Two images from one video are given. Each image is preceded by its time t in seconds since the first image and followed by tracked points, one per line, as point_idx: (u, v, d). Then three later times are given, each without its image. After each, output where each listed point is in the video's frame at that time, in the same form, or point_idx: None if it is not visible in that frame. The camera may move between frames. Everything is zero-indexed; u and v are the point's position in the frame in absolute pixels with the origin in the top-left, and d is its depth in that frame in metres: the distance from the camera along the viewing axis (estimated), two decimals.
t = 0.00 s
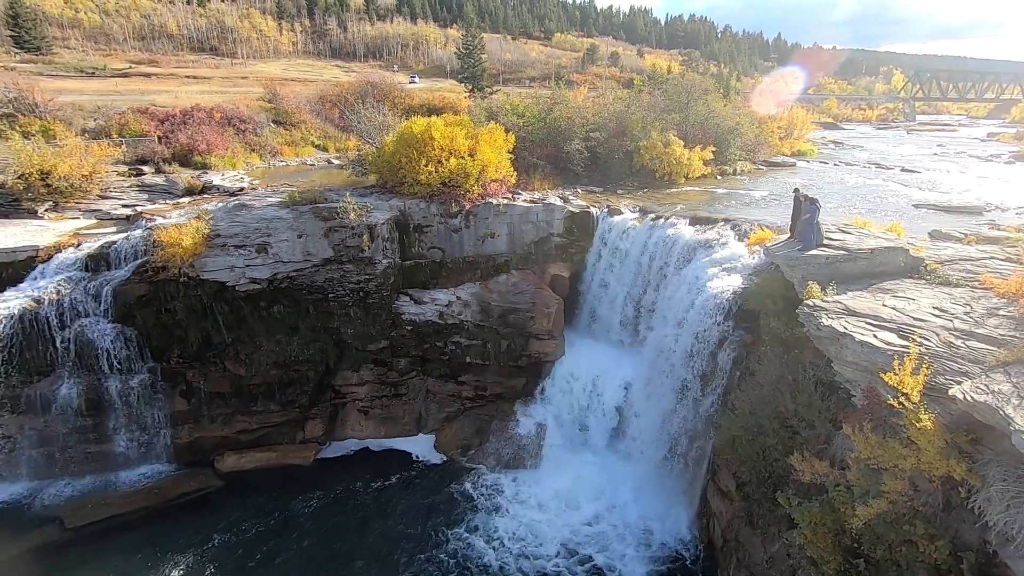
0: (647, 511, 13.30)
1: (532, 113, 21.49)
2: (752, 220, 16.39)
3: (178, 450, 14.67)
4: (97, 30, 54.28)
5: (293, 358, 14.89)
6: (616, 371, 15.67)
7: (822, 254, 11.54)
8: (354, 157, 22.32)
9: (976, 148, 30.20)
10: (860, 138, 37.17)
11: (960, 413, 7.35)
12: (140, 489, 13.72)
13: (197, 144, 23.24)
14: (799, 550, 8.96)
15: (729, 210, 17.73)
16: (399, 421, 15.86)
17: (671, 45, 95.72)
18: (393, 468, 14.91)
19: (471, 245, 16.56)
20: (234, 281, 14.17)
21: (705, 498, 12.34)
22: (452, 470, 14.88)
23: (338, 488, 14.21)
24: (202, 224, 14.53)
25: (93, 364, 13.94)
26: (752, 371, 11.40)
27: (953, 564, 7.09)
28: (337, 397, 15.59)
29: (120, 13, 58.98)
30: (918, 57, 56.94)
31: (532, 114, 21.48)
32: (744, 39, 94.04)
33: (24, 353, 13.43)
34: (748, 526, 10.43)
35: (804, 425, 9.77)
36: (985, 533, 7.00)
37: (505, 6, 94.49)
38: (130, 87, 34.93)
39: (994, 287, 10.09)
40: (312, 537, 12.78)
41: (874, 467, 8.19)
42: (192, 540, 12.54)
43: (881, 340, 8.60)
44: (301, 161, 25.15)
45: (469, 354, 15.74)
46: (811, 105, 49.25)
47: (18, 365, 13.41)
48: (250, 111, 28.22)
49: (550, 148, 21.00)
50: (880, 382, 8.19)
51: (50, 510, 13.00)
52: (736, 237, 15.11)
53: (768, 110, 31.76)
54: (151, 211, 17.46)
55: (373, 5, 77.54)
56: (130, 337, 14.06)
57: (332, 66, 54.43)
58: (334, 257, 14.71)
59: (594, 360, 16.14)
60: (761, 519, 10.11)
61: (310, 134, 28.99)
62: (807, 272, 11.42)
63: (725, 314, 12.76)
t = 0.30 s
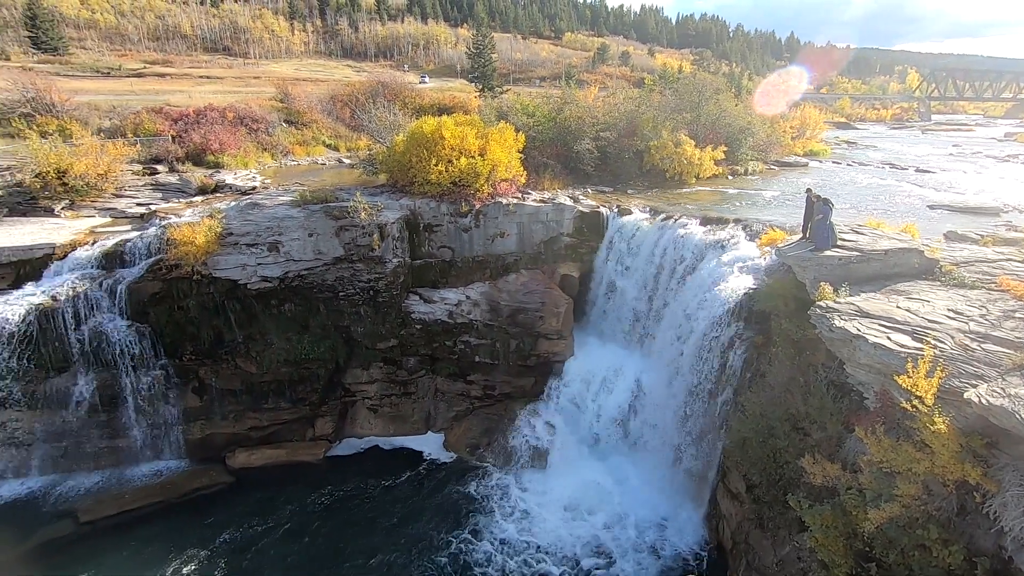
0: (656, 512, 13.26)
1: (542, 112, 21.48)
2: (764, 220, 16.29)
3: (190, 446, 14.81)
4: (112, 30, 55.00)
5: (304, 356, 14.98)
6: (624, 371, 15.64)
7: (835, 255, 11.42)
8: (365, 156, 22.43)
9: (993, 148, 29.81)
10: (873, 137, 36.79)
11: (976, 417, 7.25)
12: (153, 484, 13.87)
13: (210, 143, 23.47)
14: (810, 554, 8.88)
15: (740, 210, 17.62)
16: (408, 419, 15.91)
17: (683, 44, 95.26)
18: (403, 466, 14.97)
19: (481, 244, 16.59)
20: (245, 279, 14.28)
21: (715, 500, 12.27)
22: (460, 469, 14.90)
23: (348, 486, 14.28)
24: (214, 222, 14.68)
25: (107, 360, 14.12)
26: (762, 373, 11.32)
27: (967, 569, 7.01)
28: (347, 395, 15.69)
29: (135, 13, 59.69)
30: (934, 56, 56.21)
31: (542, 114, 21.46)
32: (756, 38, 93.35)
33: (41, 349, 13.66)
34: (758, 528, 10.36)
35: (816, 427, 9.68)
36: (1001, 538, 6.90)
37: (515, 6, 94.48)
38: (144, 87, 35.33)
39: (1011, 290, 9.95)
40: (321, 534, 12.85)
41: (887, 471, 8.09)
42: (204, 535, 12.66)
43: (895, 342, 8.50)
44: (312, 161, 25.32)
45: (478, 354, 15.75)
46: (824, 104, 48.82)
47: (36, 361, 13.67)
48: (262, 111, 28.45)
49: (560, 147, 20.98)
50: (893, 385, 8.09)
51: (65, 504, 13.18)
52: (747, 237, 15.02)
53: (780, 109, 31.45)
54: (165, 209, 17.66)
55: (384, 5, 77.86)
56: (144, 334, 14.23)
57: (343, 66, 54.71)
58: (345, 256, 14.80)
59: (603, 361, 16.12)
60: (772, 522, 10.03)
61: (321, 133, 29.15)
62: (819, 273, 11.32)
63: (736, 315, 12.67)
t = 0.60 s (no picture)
0: (663, 513, 13.22)
1: (552, 112, 21.44)
2: (776, 220, 16.16)
3: (200, 442, 14.94)
4: (127, 30, 55.69)
5: (314, 354, 15.07)
6: (633, 372, 15.59)
7: (848, 257, 11.32)
8: (375, 155, 22.53)
9: (1011, 149, 29.35)
10: (888, 138, 36.33)
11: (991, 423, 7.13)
12: (164, 479, 14.01)
13: (222, 142, 23.68)
14: (820, 557, 8.80)
15: (751, 210, 17.51)
16: (416, 418, 15.96)
17: (694, 43, 94.65)
18: (411, 464, 15.01)
19: (490, 243, 16.60)
20: (257, 277, 14.41)
21: (724, 502, 12.20)
22: (468, 468, 14.92)
23: (356, 483, 14.35)
24: (226, 220, 14.82)
25: (120, 356, 14.30)
26: (773, 375, 11.21)
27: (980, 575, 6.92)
28: (356, 393, 15.77)
29: (150, 14, 60.40)
30: (951, 55, 55.43)
31: (552, 113, 21.43)
32: (768, 37, 92.60)
33: (56, 345, 13.85)
34: (768, 531, 10.29)
35: (827, 430, 9.58)
36: (1015, 545, 6.81)
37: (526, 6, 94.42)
38: (158, 86, 35.70)
39: None
40: (330, 531, 12.92)
41: (899, 475, 7.99)
42: (214, 530, 12.76)
43: (908, 345, 8.42)
44: (323, 160, 25.47)
45: (487, 353, 15.76)
46: (837, 104, 48.33)
47: (51, 357, 13.87)
48: (273, 110, 28.66)
49: (570, 147, 20.93)
50: (906, 388, 8.00)
51: (78, 498, 13.35)
52: (759, 238, 14.90)
53: (792, 108, 31.06)
54: (178, 207, 17.84)
55: (395, 5, 78.09)
56: (156, 331, 14.39)
57: (354, 65, 54.94)
58: (355, 255, 14.88)
59: (612, 361, 16.05)
60: (782, 525, 9.95)
61: (332, 132, 29.29)
62: (831, 275, 11.23)
63: (747, 316, 12.58)
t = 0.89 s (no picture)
0: (673, 514, 13.16)
1: (564, 111, 21.38)
2: (790, 221, 16.00)
3: (213, 437, 15.10)
4: (144, 29, 56.40)
5: (325, 351, 15.17)
6: (644, 372, 15.49)
7: (863, 257, 11.19)
8: (387, 153, 22.63)
9: None
10: (905, 137, 35.80)
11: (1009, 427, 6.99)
12: (177, 473, 14.18)
13: (236, 140, 23.92)
14: (831, 561, 8.69)
15: (765, 210, 17.36)
16: (426, 415, 16.01)
17: (707, 42, 93.98)
18: (420, 461, 15.07)
19: (501, 242, 16.63)
20: (270, 274, 14.55)
21: (734, 503, 12.12)
22: (477, 467, 14.94)
23: (366, 480, 14.43)
24: (240, 218, 15.00)
25: (136, 351, 14.51)
26: (786, 376, 11.08)
27: None
28: (366, 390, 15.84)
29: (166, 13, 61.16)
30: (971, 53, 54.49)
31: (564, 112, 21.38)
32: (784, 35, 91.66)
33: (73, 340, 14.11)
34: (779, 534, 10.20)
35: (840, 433, 9.47)
36: None
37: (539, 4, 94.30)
38: (174, 85, 36.18)
39: None
40: (340, 527, 13.01)
41: (914, 479, 7.86)
42: (225, 524, 12.89)
43: (924, 347, 8.31)
44: (335, 158, 25.63)
45: (497, 351, 15.76)
46: (854, 103, 47.73)
47: (68, 351, 14.13)
48: (287, 109, 28.90)
49: (582, 146, 20.88)
50: (921, 392, 7.89)
51: (93, 490, 13.55)
52: (772, 238, 14.76)
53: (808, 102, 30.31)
54: (192, 205, 18.05)
55: (407, 4, 78.35)
56: (171, 327, 14.57)
57: (367, 64, 55.20)
58: (366, 252, 14.99)
59: (623, 361, 15.94)
60: (793, 528, 9.85)
61: (345, 131, 29.45)
62: (846, 275, 11.09)
63: (759, 317, 12.46)
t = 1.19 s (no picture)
0: (683, 515, 13.08)
1: (576, 109, 21.32)
2: (803, 221, 15.83)
3: (226, 431, 15.26)
4: (161, 28, 57.07)
5: (336, 347, 15.27)
6: (654, 372, 15.40)
7: (877, 258, 11.05)
8: (399, 151, 22.73)
9: None
10: (923, 137, 35.23)
11: None
12: (191, 467, 14.35)
13: (250, 138, 24.16)
14: (843, 565, 8.60)
15: (778, 210, 17.20)
16: (436, 413, 16.05)
17: (721, 40, 93.25)
18: (430, 458, 15.13)
19: (512, 241, 16.67)
20: (282, 271, 14.70)
21: (745, 505, 12.03)
22: (487, 464, 14.97)
23: (376, 476, 14.51)
24: (253, 215, 15.18)
25: (151, 346, 14.72)
26: (798, 377, 10.97)
27: None
28: (377, 387, 15.92)
29: (183, 12, 61.93)
30: (992, 52, 53.54)
31: (576, 110, 21.34)
32: (799, 33, 90.62)
33: (90, 334, 14.35)
34: (790, 537, 10.13)
35: (853, 436, 9.38)
36: None
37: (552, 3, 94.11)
38: (190, 83, 36.61)
39: None
40: (350, 523, 13.09)
41: (928, 484, 7.69)
42: (237, 519, 13.03)
43: (939, 350, 8.21)
44: (348, 156, 25.77)
45: (507, 350, 15.76)
46: (871, 102, 47.10)
47: (85, 345, 14.37)
48: (300, 107, 29.14)
49: (593, 145, 20.81)
50: (937, 395, 7.76)
51: (108, 482, 13.77)
52: (785, 238, 14.63)
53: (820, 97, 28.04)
54: (207, 202, 18.26)
55: (420, 2, 78.56)
56: (185, 322, 14.76)
57: (379, 62, 55.43)
58: (377, 250, 15.10)
59: (632, 361, 15.88)
60: (804, 531, 9.77)
61: (357, 129, 29.58)
62: (860, 276, 10.92)
63: (771, 317, 12.38)
